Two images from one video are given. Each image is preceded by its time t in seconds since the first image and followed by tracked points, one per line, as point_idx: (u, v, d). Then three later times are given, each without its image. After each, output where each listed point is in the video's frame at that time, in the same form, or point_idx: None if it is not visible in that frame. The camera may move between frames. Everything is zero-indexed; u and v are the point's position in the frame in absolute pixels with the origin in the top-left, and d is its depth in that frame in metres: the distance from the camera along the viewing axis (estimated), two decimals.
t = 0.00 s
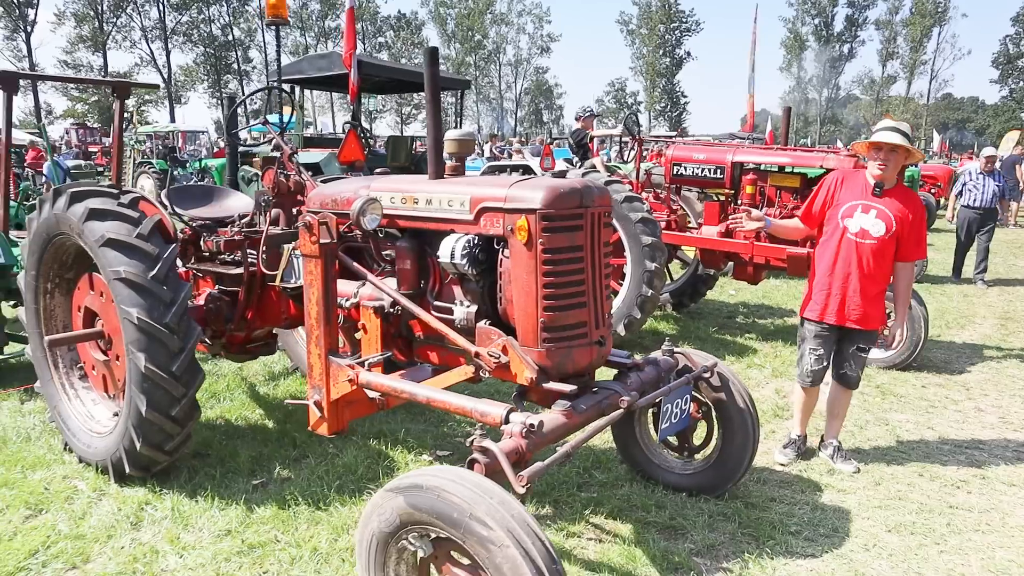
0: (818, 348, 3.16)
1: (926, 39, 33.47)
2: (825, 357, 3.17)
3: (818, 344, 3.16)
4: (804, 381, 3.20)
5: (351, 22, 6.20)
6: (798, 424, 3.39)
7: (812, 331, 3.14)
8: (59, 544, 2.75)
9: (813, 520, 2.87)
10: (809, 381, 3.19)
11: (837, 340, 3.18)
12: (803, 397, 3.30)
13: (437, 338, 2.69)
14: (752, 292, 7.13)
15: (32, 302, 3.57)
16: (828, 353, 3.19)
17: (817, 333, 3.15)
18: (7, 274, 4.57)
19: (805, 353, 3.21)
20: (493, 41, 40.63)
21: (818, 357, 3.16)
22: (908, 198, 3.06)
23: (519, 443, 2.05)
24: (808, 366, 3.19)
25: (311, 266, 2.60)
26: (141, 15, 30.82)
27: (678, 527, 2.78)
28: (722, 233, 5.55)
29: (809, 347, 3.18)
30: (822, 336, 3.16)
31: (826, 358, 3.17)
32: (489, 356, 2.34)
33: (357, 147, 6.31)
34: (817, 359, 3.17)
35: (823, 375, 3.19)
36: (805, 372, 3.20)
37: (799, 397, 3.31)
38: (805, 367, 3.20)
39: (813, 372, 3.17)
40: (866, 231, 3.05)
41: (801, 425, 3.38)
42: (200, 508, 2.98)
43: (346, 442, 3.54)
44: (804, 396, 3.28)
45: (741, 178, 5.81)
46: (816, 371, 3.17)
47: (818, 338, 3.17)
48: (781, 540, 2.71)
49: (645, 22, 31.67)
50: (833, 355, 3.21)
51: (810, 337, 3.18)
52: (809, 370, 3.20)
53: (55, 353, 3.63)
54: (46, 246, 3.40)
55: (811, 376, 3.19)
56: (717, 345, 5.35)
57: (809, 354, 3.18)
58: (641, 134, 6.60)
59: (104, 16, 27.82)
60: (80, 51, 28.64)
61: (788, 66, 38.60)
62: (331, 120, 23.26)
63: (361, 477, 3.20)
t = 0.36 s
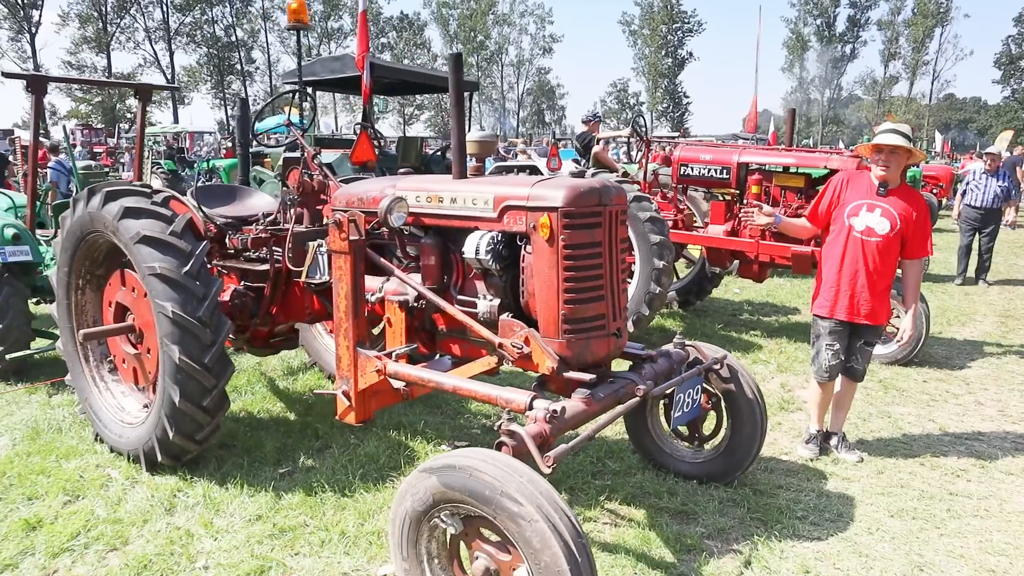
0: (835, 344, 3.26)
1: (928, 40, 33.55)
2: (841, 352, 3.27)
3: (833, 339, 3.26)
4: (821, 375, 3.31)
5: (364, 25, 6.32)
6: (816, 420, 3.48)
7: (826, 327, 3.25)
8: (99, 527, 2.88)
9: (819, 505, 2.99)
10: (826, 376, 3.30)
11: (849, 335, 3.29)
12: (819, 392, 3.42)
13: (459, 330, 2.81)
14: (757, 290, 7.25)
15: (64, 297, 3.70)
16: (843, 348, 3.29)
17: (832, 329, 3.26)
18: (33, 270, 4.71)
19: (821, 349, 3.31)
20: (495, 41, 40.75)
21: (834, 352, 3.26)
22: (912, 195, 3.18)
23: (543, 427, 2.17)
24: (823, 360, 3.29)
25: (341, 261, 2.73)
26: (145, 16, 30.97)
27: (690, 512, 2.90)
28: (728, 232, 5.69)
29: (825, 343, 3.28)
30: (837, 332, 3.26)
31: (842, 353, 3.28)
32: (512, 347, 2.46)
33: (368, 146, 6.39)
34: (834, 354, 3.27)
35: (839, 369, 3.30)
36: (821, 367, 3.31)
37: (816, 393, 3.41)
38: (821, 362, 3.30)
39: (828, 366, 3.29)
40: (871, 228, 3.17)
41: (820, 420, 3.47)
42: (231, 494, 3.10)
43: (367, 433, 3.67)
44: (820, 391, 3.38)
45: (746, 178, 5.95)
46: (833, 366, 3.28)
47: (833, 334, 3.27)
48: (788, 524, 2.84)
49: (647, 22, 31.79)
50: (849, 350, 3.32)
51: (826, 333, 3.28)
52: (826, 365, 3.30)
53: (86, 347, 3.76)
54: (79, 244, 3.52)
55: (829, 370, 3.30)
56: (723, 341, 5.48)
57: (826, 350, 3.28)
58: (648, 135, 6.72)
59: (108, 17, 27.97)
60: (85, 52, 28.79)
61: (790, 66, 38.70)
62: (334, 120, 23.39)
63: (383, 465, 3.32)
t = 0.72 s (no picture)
0: (842, 332, 3.34)
1: (930, 39, 33.60)
2: (848, 340, 3.35)
3: (840, 327, 3.35)
4: (831, 364, 3.36)
5: (375, 26, 6.42)
6: (829, 417, 3.45)
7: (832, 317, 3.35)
8: (132, 510, 3.01)
9: (822, 489, 3.12)
10: (833, 363, 3.36)
11: (853, 327, 3.40)
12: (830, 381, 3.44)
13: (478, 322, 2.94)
14: (760, 286, 7.37)
15: (92, 291, 3.82)
16: (850, 337, 3.37)
17: (837, 318, 3.36)
18: (57, 266, 4.85)
19: (828, 338, 3.40)
20: (497, 40, 40.85)
21: (841, 340, 3.34)
22: (909, 191, 3.28)
23: (562, 410, 2.30)
24: (829, 348, 3.37)
25: (365, 255, 2.85)
26: (148, 16, 31.12)
27: (699, 496, 3.03)
28: (732, 228, 5.82)
29: (831, 332, 3.37)
30: (843, 321, 3.35)
31: (849, 340, 3.35)
32: (531, 335, 2.58)
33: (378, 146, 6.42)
34: (841, 341, 3.34)
35: (847, 357, 3.36)
36: (828, 354, 3.37)
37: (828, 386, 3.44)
38: (830, 351, 3.37)
39: (835, 353, 3.36)
40: (869, 225, 3.28)
41: (832, 417, 3.45)
42: (257, 479, 3.22)
43: (385, 422, 3.79)
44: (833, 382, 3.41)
45: (750, 176, 6.06)
46: (843, 354, 3.34)
47: (839, 322, 3.36)
48: (793, 506, 2.96)
49: (648, 22, 31.90)
50: (854, 341, 3.40)
51: (832, 322, 3.38)
52: (834, 353, 3.36)
53: (112, 339, 3.88)
54: (108, 239, 3.64)
55: (838, 359, 3.35)
56: (728, 335, 5.60)
57: (834, 339, 3.36)
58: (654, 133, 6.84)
59: (111, 17, 28.10)
60: (88, 52, 28.94)
61: (792, 65, 38.77)
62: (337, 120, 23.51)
63: (402, 452, 3.44)
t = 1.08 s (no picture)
0: (847, 334, 3.42)
1: (927, 39, 33.73)
2: (852, 341, 3.43)
3: (844, 330, 3.42)
4: (836, 365, 3.46)
5: (383, 27, 6.44)
6: (841, 420, 3.44)
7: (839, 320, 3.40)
8: (159, 496, 3.11)
9: (826, 477, 3.23)
10: (837, 364, 3.45)
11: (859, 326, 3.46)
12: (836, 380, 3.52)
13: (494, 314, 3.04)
14: (762, 283, 7.48)
15: (113, 286, 3.91)
16: (855, 338, 3.45)
17: (842, 321, 3.42)
18: (75, 262, 4.95)
19: (833, 339, 3.48)
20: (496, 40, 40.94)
21: (846, 342, 3.42)
22: (906, 189, 3.34)
23: (579, 396, 2.40)
24: (834, 349, 3.45)
25: (386, 249, 2.96)
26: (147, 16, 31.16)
27: (707, 483, 3.13)
28: (735, 227, 5.94)
29: (836, 334, 3.45)
30: (847, 323, 3.42)
31: (854, 342, 3.43)
32: (547, 326, 2.69)
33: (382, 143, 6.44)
34: (845, 343, 3.42)
35: (852, 357, 3.45)
36: (832, 356, 3.46)
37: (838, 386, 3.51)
38: (835, 353, 3.45)
39: (839, 355, 3.44)
40: (872, 228, 3.33)
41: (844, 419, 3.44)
42: (278, 467, 3.32)
43: (399, 414, 3.90)
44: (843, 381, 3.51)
45: (753, 175, 6.17)
46: (847, 355, 3.43)
47: (843, 325, 3.43)
48: (798, 493, 3.07)
49: (647, 22, 32.00)
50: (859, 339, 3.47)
51: (836, 325, 3.45)
52: (839, 355, 3.45)
53: (133, 333, 3.97)
54: (129, 235, 3.74)
55: (843, 360, 3.44)
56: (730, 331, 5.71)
57: (839, 341, 3.44)
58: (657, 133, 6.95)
59: (110, 17, 28.16)
60: (88, 51, 28.98)
61: (790, 65, 38.91)
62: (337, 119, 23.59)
63: (418, 442, 3.54)
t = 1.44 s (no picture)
0: (859, 333, 3.44)
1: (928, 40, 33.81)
2: (865, 341, 3.46)
3: (858, 329, 3.45)
4: (848, 363, 3.49)
5: (396, 28, 6.50)
6: (852, 414, 3.55)
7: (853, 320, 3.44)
8: (189, 484, 3.20)
9: (838, 466, 3.32)
10: (850, 363, 3.49)
11: (875, 325, 3.48)
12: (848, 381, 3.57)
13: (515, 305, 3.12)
14: (767, 281, 7.58)
15: (137, 280, 4.00)
16: (869, 337, 3.47)
17: (857, 320, 3.46)
18: (95, 258, 5.04)
19: (846, 338, 3.50)
20: (496, 41, 41.03)
21: (859, 341, 3.45)
22: (908, 180, 3.37)
23: (603, 383, 2.49)
24: (847, 349, 3.48)
25: (411, 242, 3.05)
26: (149, 17, 31.26)
27: (721, 471, 3.22)
28: (743, 224, 6.09)
29: (850, 333, 3.48)
30: (861, 322, 3.46)
31: (867, 342, 3.46)
32: (570, 317, 2.77)
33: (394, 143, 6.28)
34: (859, 342, 3.45)
35: (865, 356, 3.48)
36: (845, 354, 3.50)
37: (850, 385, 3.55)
38: (849, 352, 3.49)
39: (852, 354, 3.47)
40: (880, 222, 3.36)
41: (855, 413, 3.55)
42: (304, 456, 3.41)
43: (418, 406, 3.99)
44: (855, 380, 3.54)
45: (760, 173, 6.28)
46: (860, 354, 3.45)
47: (858, 324, 3.46)
48: (811, 480, 3.16)
49: (648, 22, 32.08)
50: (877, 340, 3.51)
51: (851, 324, 3.48)
52: (852, 354, 3.48)
53: (157, 326, 4.06)
54: (155, 230, 3.82)
55: (855, 359, 3.47)
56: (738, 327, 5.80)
57: (852, 340, 3.47)
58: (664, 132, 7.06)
59: (112, 17, 28.23)
60: (90, 52, 29.07)
61: (791, 66, 38.99)
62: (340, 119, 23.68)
63: (439, 433, 3.63)
